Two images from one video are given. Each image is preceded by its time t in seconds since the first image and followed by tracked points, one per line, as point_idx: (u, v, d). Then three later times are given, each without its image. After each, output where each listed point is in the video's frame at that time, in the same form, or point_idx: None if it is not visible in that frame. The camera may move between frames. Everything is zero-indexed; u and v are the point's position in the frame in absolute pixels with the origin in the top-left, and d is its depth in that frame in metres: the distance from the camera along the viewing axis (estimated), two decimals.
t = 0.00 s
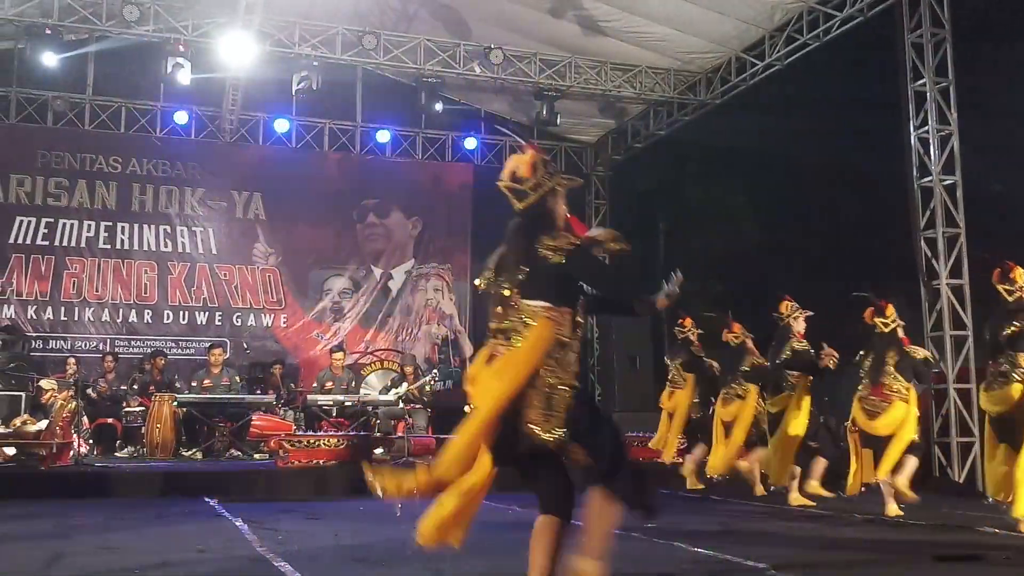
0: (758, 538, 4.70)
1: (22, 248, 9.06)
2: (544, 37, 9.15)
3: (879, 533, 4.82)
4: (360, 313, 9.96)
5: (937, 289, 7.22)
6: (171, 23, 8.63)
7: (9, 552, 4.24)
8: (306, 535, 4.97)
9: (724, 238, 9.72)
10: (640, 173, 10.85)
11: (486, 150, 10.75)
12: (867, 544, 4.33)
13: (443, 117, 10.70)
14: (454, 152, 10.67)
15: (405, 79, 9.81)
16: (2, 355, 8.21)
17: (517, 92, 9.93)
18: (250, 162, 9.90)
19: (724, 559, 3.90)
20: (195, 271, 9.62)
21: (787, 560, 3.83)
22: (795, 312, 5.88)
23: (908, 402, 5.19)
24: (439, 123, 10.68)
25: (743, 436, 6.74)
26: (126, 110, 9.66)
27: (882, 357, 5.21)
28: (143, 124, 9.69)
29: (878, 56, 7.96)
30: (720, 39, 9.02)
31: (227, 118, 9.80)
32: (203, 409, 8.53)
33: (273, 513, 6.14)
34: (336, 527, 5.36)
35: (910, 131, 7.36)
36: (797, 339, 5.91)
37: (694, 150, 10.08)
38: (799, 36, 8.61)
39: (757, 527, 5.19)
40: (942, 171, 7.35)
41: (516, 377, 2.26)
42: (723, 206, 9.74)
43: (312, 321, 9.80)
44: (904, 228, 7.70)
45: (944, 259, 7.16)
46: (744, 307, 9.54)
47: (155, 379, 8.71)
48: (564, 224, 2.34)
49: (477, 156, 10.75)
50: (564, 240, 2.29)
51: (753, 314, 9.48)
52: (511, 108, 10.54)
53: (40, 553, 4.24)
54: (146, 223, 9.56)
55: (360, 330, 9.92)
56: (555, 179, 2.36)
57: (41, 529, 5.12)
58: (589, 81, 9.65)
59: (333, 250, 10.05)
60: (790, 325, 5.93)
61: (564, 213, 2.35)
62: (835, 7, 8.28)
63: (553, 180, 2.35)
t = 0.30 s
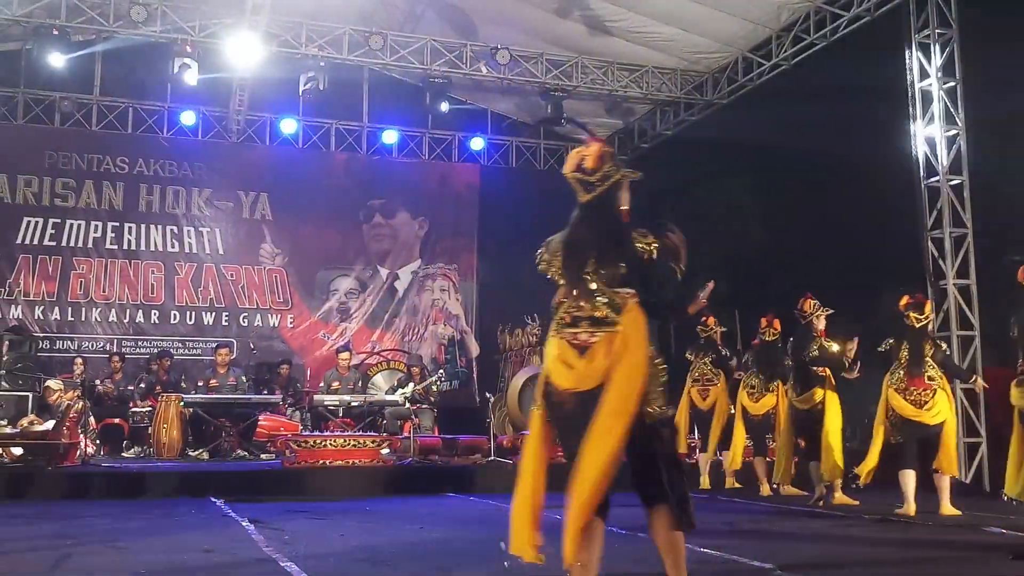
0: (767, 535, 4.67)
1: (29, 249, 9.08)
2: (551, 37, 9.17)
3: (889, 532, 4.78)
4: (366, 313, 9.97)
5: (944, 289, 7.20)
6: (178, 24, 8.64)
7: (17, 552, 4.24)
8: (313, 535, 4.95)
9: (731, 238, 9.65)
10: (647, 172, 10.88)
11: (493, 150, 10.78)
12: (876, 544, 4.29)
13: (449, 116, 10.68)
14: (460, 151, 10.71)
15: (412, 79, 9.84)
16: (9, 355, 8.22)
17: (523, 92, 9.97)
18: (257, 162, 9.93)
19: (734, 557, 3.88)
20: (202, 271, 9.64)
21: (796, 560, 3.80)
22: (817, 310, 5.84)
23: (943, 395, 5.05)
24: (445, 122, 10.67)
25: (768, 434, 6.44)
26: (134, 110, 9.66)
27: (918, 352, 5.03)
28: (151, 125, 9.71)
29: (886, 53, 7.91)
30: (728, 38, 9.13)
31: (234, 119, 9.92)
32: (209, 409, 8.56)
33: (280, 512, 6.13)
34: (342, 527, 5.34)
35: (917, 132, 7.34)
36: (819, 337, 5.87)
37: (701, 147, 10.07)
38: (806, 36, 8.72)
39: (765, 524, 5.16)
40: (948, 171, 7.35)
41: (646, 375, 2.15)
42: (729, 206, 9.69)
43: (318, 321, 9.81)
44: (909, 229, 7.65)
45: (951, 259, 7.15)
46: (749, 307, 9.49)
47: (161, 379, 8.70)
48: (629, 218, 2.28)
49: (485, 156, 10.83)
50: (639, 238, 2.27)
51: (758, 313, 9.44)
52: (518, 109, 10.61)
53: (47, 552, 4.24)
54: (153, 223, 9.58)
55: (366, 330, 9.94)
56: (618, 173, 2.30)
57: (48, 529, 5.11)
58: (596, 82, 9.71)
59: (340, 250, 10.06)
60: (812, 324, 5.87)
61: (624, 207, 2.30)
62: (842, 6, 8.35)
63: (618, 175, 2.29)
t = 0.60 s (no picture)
0: (771, 534, 4.67)
1: (32, 249, 9.08)
2: (555, 37, 9.18)
3: (893, 531, 4.78)
4: (370, 313, 9.98)
5: (948, 290, 7.18)
6: (182, 24, 8.68)
7: (23, 552, 4.25)
8: (319, 536, 4.95)
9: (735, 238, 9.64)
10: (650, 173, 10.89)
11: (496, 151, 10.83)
12: (879, 544, 4.29)
13: (455, 118, 10.78)
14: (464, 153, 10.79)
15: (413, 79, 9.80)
16: (13, 355, 8.23)
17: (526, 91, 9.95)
18: (261, 161, 9.93)
19: (739, 556, 3.88)
20: (205, 272, 9.63)
21: (800, 561, 3.79)
22: (820, 314, 5.85)
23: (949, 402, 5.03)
24: (449, 123, 10.73)
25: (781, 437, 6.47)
26: (136, 110, 9.77)
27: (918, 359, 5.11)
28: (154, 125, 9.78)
29: (893, 52, 7.91)
30: (732, 38, 9.14)
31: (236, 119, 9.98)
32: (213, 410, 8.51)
33: (283, 512, 6.13)
34: (346, 528, 5.32)
35: (921, 132, 7.31)
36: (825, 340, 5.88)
37: (704, 147, 10.06)
38: (808, 36, 8.78)
39: (769, 523, 5.16)
40: (953, 171, 7.31)
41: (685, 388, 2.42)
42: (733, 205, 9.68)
43: (322, 321, 9.81)
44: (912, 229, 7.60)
45: (955, 259, 7.13)
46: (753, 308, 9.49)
47: (163, 380, 8.81)
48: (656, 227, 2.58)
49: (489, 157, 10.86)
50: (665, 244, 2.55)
51: (762, 314, 9.43)
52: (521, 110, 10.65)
53: (52, 552, 4.25)
54: (155, 223, 9.57)
55: (369, 331, 9.94)
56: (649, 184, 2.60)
57: (52, 529, 5.11)
58: (599, 82, 9.72)
59: (343, 251, 10.07)
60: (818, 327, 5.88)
61: (653, 217, 2.59)
62: (845, 6, 8.44)
63: (649, 187, 2.58)
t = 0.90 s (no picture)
0: (771, 534, 4.67)
1: (34, 249, 9.09)
2: (556, 37, 9.17)
3: (894, 530, 4.78)
4: (371, 313, 9.98)
5: (949, 289, 7.17)
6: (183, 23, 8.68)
7: (23, 551, 4.24)
8: (320, 535, 4.94)
9: (736, 237, 9.64)
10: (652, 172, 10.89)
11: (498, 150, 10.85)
12: (880, 543, 4.28)
13: (455, 117, 10.78)
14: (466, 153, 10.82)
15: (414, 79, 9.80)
16: (14, 354, 8.23)
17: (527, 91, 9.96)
18: (262, 161, 9.92)
19: (741, 555, 3.88)
20: (207, 272, 9.64)
21: (801, 559, 3.78)
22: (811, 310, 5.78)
23: (907, 392, 4.96)
24: (450, 123, 10.73)
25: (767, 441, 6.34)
26: (138, 110, 9.76)
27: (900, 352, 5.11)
28: (155, 126, 9.78)
29: (894, 52, 7.88)
30: (732, 38, 9.13)
31: (238, 120, 9.91)
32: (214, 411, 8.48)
33: (284, 511, 6.14)
34: (347, 528, 5.31)
35: (921, 131, 7.28)
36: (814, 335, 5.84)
37: (705, 146, 10.05)
38: (811, 36, 8.68)
39: (770, 523, 5.16)
40: (954, 171, 7.30)
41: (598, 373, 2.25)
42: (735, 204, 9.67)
43: (323, 321, 9.81)
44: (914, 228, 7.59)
45: (956, 258, 7.11)
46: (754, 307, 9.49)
47: (165, 378, 8.93)
48: (613, 210, 2.37)
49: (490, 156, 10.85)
50: (639, 244, 2.33)
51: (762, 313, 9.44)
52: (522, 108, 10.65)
53: (53, 552, 4.24)
54: (157, 223, 9.58)
55: (371, 330, 9.94)
56: (621, 163, 2.40)
57: (53, 529, 5.11)
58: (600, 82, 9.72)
59: (344, 251, 10.07)
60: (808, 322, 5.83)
61: (619, 198, 2.38)
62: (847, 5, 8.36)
63: (616, 167, 2.40)
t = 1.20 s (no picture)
0: (771, 535, 4.68)
1: (38, 249, 9.13)
2: (560, 37, 9.17)
3: (897, 531, 4.79)
4: (374, 312, 10.00)
5: (952, 288, 7.14)
6: (186, 24, 8.69)
7: (25, 551, 4.26)
8: (323, 536, 4.95)
9: (739, 236, 9.64)
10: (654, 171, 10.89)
11: (502, 150, 10.84)
12: (882, 543, 4.28)
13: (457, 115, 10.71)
14: (467, 153, 10.75)
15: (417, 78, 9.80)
16: (19, 354, 8.27)
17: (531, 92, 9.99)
18: (265, 161, 9.94)
19: (740, 557, 3.88)
20: (210, 272, 9.67)
21: (801, 561, 3.79)
22: (804, 308, 5.76)
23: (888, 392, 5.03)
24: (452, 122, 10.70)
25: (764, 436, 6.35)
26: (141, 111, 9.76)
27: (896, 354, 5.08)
28: (157, 126, 9.78)
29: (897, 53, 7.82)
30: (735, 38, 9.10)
31: (241, 120, 9.95)
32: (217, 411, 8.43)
33: (287, 511, 6.16)
34: (350, 528, 5.32)
35: (925, 129, 7.23)
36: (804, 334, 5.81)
37: (708, 145, 10.04)
38: (812, 36, 8.46)
39: (771, 523, 5.17)
40: (957, 169, 7.25)
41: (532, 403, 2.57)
42: (738, 203, 9.67)
43: (325, 321, 9.83)
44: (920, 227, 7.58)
45: (960, 258, 7.06)
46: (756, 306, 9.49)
47: (172, 378, 8.75)
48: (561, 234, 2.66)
49: (492, 156, 10.85)
50: (572, 265, 2.58)
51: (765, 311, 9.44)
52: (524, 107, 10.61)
53: (55, 552, 4.26)
54: (161, 223, 9.60)
55: (374, 330, 9.97)
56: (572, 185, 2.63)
57: (56, 528, 5.14)
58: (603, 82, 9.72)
59: (347, 251, 10.09)
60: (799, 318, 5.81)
61: (569, 218, 2.63)
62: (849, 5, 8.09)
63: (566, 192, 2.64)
